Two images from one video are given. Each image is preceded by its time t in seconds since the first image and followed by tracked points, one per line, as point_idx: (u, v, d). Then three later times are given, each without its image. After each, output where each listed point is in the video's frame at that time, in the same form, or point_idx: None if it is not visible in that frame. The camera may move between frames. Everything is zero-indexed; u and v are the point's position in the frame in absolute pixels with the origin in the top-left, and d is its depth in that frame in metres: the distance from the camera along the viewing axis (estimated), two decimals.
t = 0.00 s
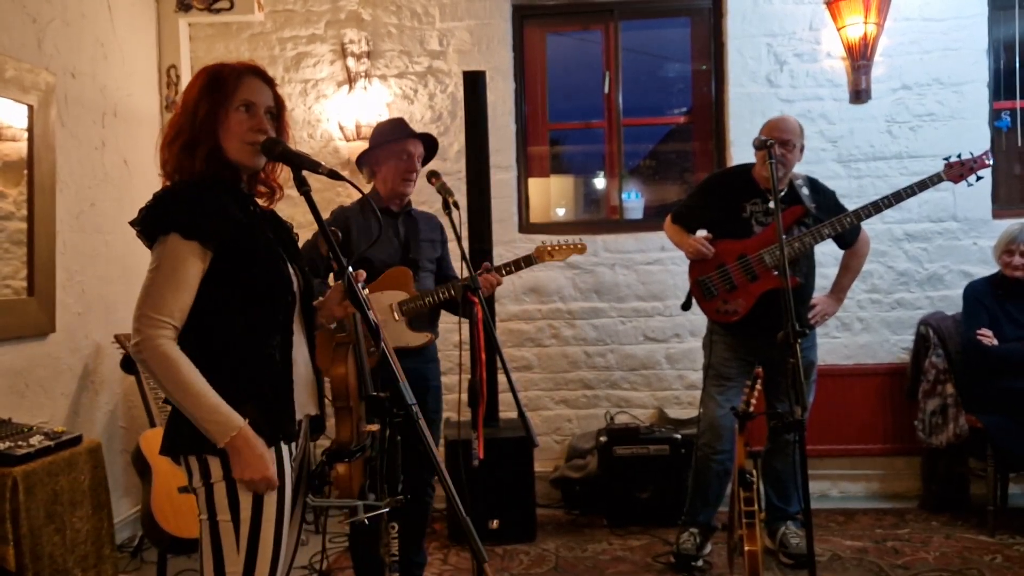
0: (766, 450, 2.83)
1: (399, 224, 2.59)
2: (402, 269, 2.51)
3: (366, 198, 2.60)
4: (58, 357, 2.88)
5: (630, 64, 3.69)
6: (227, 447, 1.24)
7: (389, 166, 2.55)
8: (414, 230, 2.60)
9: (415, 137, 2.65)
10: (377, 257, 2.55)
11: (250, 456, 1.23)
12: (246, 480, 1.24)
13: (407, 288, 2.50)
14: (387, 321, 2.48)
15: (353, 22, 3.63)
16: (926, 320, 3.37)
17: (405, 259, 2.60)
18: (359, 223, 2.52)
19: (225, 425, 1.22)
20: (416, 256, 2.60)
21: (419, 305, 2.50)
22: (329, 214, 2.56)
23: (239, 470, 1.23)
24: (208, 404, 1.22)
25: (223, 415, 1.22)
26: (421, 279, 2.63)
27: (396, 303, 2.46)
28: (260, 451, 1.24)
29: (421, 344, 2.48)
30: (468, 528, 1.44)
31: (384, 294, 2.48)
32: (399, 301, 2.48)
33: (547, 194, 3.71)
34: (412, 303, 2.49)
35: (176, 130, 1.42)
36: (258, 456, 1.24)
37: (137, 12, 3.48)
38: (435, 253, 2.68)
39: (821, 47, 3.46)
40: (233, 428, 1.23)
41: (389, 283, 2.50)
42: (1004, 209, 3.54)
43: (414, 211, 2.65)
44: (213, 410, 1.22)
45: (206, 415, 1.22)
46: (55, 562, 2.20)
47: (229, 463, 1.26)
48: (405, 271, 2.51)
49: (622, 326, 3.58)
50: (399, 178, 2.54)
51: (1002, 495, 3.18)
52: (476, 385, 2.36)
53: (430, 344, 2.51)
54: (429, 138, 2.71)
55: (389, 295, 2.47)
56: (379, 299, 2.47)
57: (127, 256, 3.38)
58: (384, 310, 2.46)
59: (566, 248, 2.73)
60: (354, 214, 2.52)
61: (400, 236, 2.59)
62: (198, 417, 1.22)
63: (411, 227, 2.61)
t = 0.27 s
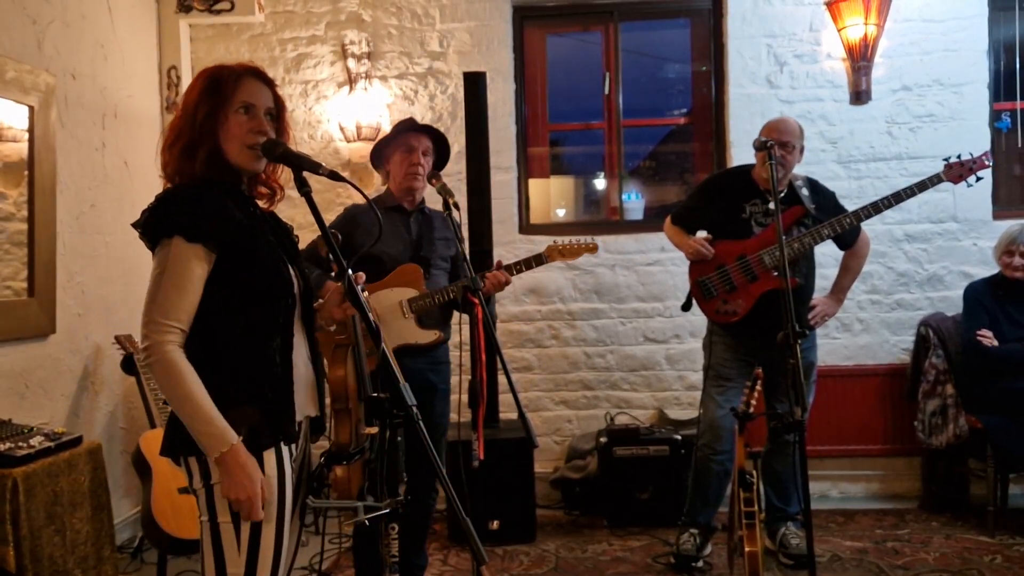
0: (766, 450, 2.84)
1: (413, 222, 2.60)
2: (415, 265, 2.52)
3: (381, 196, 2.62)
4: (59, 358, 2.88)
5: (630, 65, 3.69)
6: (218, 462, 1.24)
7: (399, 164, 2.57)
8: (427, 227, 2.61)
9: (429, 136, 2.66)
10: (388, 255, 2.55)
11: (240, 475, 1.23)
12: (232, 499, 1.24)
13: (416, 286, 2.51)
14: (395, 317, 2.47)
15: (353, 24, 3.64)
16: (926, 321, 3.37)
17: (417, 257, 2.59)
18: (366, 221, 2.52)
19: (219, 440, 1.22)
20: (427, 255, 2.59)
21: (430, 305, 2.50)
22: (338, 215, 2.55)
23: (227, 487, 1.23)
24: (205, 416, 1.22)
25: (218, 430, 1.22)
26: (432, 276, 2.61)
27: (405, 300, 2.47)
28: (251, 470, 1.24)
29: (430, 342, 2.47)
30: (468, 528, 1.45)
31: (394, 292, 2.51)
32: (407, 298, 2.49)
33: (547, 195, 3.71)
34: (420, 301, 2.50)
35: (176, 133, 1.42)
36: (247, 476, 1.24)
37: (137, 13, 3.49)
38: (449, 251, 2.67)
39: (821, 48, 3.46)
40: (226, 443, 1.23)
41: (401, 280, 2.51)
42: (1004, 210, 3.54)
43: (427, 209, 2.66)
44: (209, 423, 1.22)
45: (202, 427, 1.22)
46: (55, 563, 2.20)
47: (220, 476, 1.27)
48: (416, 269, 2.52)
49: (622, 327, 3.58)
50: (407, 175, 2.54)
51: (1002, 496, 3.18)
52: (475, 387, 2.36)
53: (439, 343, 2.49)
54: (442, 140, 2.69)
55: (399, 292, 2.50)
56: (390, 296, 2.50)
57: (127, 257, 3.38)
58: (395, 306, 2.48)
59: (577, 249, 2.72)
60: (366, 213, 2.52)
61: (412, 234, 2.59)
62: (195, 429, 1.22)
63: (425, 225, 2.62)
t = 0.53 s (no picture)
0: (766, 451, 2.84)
1: (422, 221, 2.58)
2: (421, 266, 2.51)
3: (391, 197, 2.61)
4: (59, 358, 2.88)
5: (630, 65, 3.69)
6: (223, 463, 1.24)
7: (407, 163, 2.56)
8: (436, 227, 2.60)
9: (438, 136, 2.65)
10: (394, 255, 2.54)
11: (246, 476, 1.24)
12: (238, 500, 1.24)
13: (422, 286, 2.51)
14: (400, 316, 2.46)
15: (353, 24, 3.64)
16: (926, 321, 3.37)
17: (424, 257, 2.58)
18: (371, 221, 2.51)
19: (225, 442, 1.22)
20: (434, 255, 2.59)
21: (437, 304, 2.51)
22: (341, 223, 2.51)
23: (233, 489, 1.23)
24: (210, 418, 1.23)
25: (224, 431, 1.23)
26: (439, 276, 2.61)
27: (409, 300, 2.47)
28: (256, 471, 1.24)
29: (435, 343, 2.48)
30: (469, 530, 1.46)
31: (401, 291, 2.51)
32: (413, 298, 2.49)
33: (547, 196, 3.71)
34: (426, 301, 2.50)
35: (177, 134, 1.42)
36: (253, 477, 1.24)
37: (137, 13, 3.49)
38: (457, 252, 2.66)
39: (821, 48, 3.46)
40: (232, 444, 1.23)
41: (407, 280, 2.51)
42: (1004, 211, 3.54)
43: (437, 211, 2.64)
44: (214, 425, 1.22)
45: (206, 430, 1.22)
46: (55, 564, 2.19)
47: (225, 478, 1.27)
48: (422, 269, 2.52)
49: (622, 327, 3.58)
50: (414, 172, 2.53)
51: (1003, 496, 3.17)
52: (475, 388, 2.36)
53: (443, 344, 2.50)
54: (449, 135, 2.69)
55: (406, 292, 2.49)
56: (396, 295, 2.50)
57: (127, 257, 3.38)
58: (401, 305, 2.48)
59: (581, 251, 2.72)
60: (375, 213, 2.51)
61: (420, 235, 2.58)
62: (200, 431, 1.22)
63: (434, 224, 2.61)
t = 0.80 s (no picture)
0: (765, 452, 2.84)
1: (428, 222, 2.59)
2: (426, 268, 2.51)
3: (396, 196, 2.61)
4: (59, 359, 2.88)
5: (630, 66, 3.69)
6: (229, 463, 1.25)
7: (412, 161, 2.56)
8: (440, 229, 2.60)
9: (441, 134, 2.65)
10: (400, 255, 2.53)
11: (252, 475, 1.24)
12: (245, 500, 1.24)
13: (427, 287, 2.51)
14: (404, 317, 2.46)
15: (353, 25, 3.64)
16: (926, 322, 3.38)
17: (429, 258, 2.58)
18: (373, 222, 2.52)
19: (230, 442, 1.23)
20: (439, 256, 2.59)
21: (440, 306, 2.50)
22: (345, 222, 2.50)
23: (240, 488, 1.24)
24: (214, 419, 1.23)
25: (229, 431, 1.23)
26: (443, 277, 2.60)
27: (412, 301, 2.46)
28: (262, 470, 1.25)
29: (438, 344, 2.48)
30: (469, 530, 1.47)
31: (405, 292, 2.50)
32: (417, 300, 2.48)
33: (547, 197, 3.72)
34: (431, 302, 2.49)
35: (180, 133, 1.42)
36: (259, 476, 1.25)
37: (138, 14, 3.49)
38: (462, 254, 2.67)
39: (820, 49, 3.47)
40: (239, 443, 1.24)
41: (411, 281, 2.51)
42: (1003, 211, 3.54)
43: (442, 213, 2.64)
44: (219, 426, 1.23)
45: (212, 430, 1.23)
46: (55, 564, 2.20)
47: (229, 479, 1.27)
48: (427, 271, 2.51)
49: (622, 328, 3.58)
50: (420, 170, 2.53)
51: (1002, 497, 3.18)
52: (475, 388, 2.36)
53: (446, 345, 2.50)
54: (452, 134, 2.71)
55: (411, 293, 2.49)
56: (400, 296, 2.49)
57: (127, 258, 3.38)
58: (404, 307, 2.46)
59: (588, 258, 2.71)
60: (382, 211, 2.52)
61: (425, 235, 2.58)
62: (205, 433, 1.23)
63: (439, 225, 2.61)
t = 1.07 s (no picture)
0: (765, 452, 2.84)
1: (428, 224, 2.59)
2: (427, 271, 2.52)
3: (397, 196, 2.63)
4: (59, 360, 2.89)
5: (630, 67, 3.70)
6: (229, 462, 1.25)
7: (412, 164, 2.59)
8: (440, 232, 2.60)
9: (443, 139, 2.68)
10: (401, 258, 2.55)
11: (252, 473, 1.25)
12: (245, 498, 1.25)
13: (426, 291, 2.51)
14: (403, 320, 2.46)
15: (353, 26, 3.65)
16: (925, 323, 3.39)
17: (430, 262, 2.59)
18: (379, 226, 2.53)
19: (229, 441, 1.24)
20: (439, 259, 2.59)
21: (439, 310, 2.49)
22: (349, 218, 2.52)
23: (240, 487, 1.24)
24: (213, 418, 1.23)
25: (229, 430, 1.24)
26: (442, 281, 2.60)
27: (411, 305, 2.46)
28: (262, 468, 1.25)
29: (436, 348, 2.48)
30: (469, 531, 1.47)
31: (403, 295, 2.50)
32: (415, 303, 2.48)
33: (547, 197, 3.72)
34: (428, 306, 2.48)
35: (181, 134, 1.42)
36: (259, 474, 1.25)
37: (138, 16, 3.50)
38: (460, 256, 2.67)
39: (819, 50, 3.47)
40: (237, 442, 1.24)
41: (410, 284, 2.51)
42: (1002, 212, 3.55)
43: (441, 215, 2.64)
44: (219, 424, 1.23)
45: (211, 429, 1.23)
46: (55, 565, 2.20)
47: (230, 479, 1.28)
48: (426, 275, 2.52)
49: (621, 329, 3.59)
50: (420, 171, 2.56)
51: (1001, 497, 3.18)
52: (476, 389, 2.36)
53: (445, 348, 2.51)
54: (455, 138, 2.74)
55: (409, 296, 2.49)
56: (398, 300, 2.49)
57: (127, 259, 3.39)
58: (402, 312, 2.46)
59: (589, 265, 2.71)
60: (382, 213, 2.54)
61: (426, 239, 2.59)
62: (205, 432, 1.23)
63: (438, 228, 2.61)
